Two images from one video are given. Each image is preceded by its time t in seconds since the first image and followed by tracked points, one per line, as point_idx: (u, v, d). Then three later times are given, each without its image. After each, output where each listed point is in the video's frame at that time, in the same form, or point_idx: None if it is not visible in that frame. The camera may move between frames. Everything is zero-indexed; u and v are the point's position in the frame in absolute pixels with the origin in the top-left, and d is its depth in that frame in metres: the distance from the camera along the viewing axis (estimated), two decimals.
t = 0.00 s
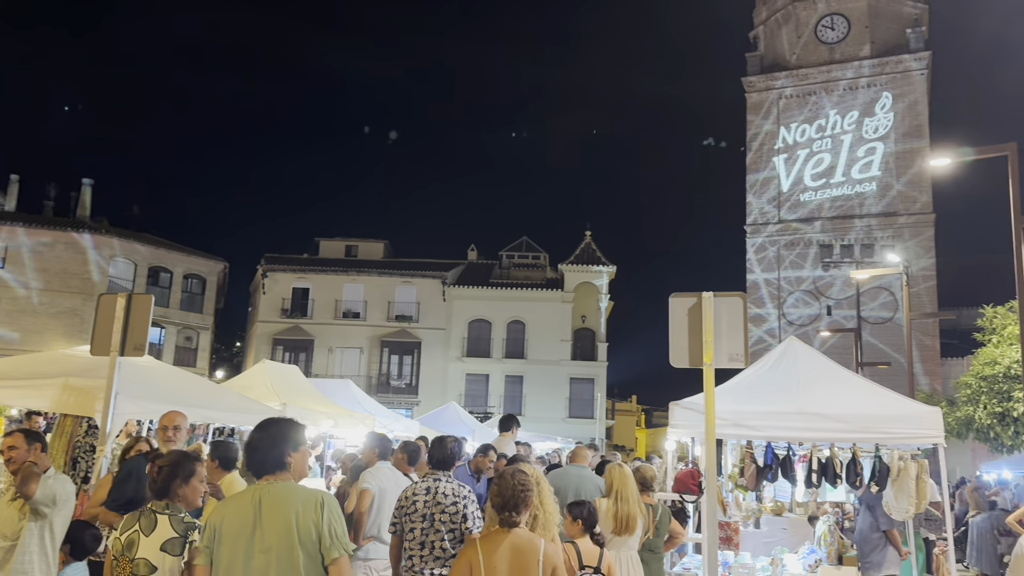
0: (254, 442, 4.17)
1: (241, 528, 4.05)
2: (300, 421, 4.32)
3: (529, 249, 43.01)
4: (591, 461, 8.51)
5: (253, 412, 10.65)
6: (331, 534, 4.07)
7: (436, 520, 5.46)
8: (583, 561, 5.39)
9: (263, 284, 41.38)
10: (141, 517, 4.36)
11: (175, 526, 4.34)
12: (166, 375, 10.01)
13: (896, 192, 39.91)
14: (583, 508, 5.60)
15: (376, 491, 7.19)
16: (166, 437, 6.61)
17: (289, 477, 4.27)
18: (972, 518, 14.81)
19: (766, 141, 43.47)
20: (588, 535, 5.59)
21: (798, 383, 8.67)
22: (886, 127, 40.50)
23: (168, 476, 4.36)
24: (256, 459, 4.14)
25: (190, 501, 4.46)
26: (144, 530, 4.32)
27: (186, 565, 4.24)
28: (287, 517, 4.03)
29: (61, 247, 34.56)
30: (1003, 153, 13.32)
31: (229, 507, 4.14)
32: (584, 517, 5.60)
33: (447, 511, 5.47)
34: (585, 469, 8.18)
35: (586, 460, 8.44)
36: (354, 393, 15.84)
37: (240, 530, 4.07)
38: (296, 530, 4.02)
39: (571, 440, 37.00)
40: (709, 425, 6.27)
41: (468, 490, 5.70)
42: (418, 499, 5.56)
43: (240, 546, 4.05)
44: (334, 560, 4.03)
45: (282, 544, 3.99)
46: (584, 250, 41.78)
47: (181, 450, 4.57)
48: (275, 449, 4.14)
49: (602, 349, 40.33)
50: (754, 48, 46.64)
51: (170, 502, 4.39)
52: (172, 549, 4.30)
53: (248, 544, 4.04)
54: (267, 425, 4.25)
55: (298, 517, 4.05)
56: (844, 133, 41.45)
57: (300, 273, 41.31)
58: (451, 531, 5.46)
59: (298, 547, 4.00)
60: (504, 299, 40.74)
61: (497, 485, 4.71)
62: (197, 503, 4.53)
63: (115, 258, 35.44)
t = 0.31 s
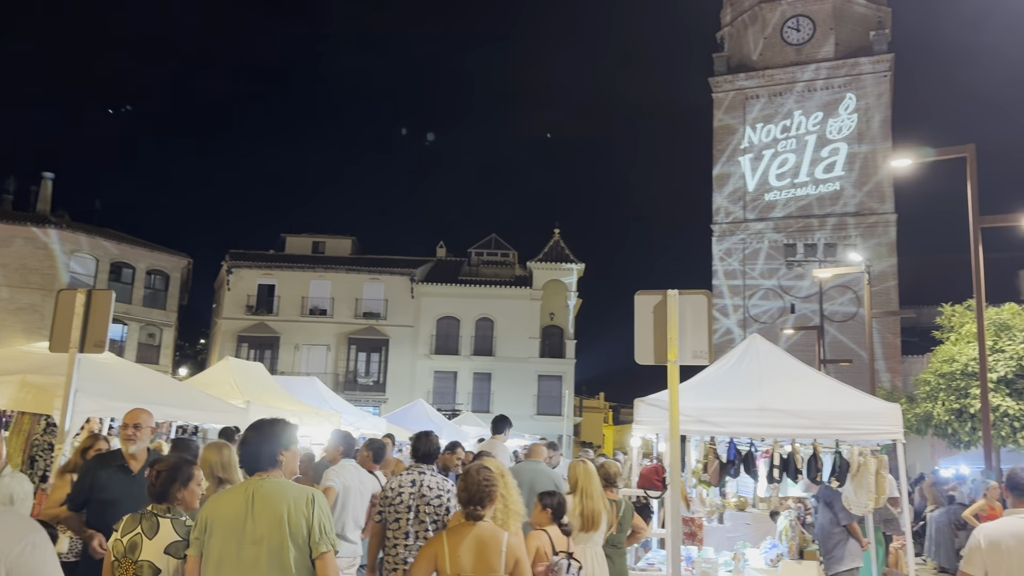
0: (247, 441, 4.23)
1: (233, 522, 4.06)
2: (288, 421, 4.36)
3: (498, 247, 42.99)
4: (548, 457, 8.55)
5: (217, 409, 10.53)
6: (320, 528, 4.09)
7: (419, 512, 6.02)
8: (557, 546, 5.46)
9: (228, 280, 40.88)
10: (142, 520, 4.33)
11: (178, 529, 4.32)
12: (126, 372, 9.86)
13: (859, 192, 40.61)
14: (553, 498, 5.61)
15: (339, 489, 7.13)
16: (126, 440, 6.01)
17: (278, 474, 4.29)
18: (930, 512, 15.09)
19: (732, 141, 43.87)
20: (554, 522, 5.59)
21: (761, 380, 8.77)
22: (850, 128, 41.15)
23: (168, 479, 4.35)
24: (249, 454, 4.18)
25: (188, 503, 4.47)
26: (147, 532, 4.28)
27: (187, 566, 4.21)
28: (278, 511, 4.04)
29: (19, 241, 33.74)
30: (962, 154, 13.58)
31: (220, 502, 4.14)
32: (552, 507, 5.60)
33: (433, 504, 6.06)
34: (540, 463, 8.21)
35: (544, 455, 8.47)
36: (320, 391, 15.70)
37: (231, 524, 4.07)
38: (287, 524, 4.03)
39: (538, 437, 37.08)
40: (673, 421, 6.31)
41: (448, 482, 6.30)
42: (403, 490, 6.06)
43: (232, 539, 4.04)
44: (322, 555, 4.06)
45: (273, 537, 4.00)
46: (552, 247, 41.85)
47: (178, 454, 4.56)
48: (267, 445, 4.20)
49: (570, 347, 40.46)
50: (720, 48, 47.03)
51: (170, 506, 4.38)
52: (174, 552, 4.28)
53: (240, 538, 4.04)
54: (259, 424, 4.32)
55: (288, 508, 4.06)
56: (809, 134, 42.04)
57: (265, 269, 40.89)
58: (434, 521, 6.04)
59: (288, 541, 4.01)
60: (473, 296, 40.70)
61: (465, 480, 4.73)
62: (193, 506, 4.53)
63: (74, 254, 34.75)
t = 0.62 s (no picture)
0: (264, 436, 4.38)
1: (244, 514, 4.21)
2: (301, 421, 4.55)
3: (469, 243, 42.91)
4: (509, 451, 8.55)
5: (182, 406, 10.40)
6: (326, 530, 4.29)
7: (393, 504, 6.18)
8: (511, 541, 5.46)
9: (195, 275, 40.40)
10: (141, 509, 4.32)
11: (174, 520, 4.35)
12: (88, 367, 9.70)
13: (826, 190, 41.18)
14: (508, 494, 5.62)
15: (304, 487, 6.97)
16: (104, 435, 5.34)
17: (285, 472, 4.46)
18: (893, 506, 15.36)
19: (702, 139, 44.19)
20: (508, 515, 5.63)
21: (728, 375, 8.85)
22: (817, 127, 41.64)
23: (169, 470, 4.36)
24: (265, 451, 4.34)
25: (186, 494, 4.49)
26: (145, 521, 4.29)
27: (189, 555, 4.27)
28: (289, 508, 4.22)
29: None
30: (927, 153, 13.79)
31: (232, 493, 4.27)
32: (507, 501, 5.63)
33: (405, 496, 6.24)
34: (499, 457, 8.20)
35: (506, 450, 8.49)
36: (289, 387, 15.56)
37: (242, 516, 4.22)
38: (296, 524, 4.21)
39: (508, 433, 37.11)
40: (641, 419, 6.27)
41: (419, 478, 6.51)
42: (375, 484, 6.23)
43: (241, 531, 4.19)
44: (325, 556, 4.26)
45: (281, 535, 4.18)
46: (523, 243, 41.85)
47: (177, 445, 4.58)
48: (285, 443, 4.36)
49: (541, 342, 40.52)
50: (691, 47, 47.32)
51: (168, 496, 4.39)
52: (170, 543, 4.31)
53: (248, 531, 4.18)
54: (274, 421, 4.46)
55: (300, 507, 4.25)
56: (777, 132, 42.51)
57: (233, 264, 40.46)
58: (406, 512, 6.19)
59: (294, 541, 4.19)
60: (443, 292, 40.60)
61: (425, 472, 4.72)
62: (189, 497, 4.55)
63: (37, 247, 34.12)
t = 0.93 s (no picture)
0: (260, 427, 4.53)
1: (240, 501, 4.36)
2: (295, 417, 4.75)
3: (441, 237, 42.77)
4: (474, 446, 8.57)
5: (147, 400, 10.24)
6: (318, 518, 4.49)
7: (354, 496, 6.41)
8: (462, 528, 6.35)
9: (161, 268, 39.86)
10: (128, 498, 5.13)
11: (156, 510, 5.15)
12: (49, 360, 9.52)
13: (794, 186, 41.66)
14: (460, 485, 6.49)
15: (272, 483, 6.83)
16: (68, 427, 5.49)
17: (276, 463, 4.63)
18: (857, 498, 15.60)
19: (673, 135, 44.46)
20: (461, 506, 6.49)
21: (697, 369, 8.90)
22: (786, 124, 42.06)
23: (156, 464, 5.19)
24: (262, 441, 4.49)
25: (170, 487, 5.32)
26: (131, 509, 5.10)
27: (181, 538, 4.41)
28: (286, 495, 4.41)
29: None
30: (893, 150, 13.97)
31: (228, 481, 4.43)
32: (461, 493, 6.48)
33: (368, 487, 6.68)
34: (460, 451, 8.23)
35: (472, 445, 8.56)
36: (256, 381, 15.39)
37: (237, 502, 4.36)
38: (291, 511, 4.40)
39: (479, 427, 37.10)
40: (609, 412, 6.31)
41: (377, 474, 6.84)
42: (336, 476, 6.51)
43: (235, 516, 4.34)
44: (317, 542, 4.45)
45: (276, 522, 4.35)
46: (495, 238, 41.78)
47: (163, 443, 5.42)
48: (281, 435, 4.52)
49: (512, 337, 40.52)
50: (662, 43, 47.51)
51: (153, 487, 5.21)
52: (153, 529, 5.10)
53: (244, 515, 4.34)
54: (268, 412, 4.60)
55: (294, 496, 4.43)
56: (746, 130, 42.85)
57: (200, 257, 39.97)
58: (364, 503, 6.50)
59: (289, 527, 4.37)
60: (414, 286, 40.44)
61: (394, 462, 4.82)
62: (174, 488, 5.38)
63: None
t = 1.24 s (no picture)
0: (213, 421, 4.53)
1: (196, 492, 4.36)
2: (250, 407, 4.71)
3: (411, 230, 42.57)
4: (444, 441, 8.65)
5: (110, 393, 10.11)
6: (277, 506, 4.47)
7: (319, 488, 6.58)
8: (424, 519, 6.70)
9: (125, 260, 39.24)
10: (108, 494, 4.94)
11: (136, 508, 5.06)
12: (9, 351, 9.35)
13: (762, 182, 42.09)
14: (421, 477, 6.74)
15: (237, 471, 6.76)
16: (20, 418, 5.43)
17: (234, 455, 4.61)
18: (821, 490, 15.81)
19: (642, 131, 44.74)
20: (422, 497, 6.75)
21: (664, 363, 8.97)
22: (754, 121, 42.49)
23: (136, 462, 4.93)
24: (215, 434, 4.49)
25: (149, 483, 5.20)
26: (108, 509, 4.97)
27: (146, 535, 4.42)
28: (240, 487, 4.38)
29: None
30: (857, 147, 14.17)
31: (183, 478, 4.42)
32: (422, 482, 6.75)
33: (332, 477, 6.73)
34: (429, 445, 8.26)
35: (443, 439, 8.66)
36: (222, 375, 15.21)
37: (194, 495, 4.37)
38: (248, 502, 4.38)
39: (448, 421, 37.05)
40: (577, 405, 6.31)
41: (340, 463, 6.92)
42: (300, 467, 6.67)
43: (192, 509, 4.34)
44: (277, 529, 4.44)
45: (234, 510, 4.35)
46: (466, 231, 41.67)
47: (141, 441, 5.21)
48: (234, 425, 4.52)
49: (483, 331, 40.48)
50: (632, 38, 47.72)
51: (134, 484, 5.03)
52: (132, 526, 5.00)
53: (201, 510, 4.34)
54: (222, 406, 4.61)
55: (248, 485, 4.41)
56: (715, 126, 43.26)
57: (166, 249, 39.40)
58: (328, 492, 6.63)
59: (246, 517, 4.36)
60: (384, 279, 40.23)
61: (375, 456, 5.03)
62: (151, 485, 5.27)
63: None
